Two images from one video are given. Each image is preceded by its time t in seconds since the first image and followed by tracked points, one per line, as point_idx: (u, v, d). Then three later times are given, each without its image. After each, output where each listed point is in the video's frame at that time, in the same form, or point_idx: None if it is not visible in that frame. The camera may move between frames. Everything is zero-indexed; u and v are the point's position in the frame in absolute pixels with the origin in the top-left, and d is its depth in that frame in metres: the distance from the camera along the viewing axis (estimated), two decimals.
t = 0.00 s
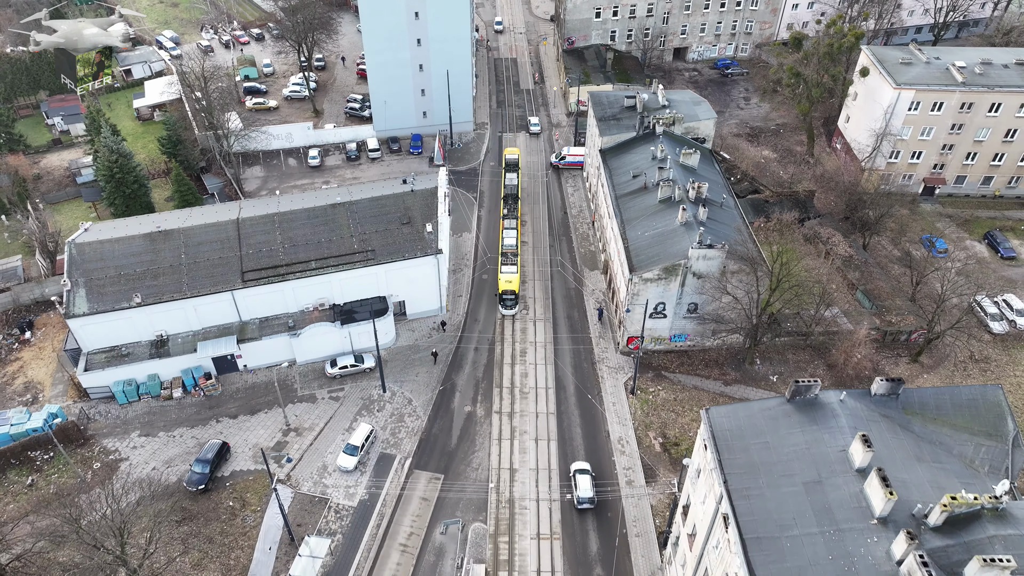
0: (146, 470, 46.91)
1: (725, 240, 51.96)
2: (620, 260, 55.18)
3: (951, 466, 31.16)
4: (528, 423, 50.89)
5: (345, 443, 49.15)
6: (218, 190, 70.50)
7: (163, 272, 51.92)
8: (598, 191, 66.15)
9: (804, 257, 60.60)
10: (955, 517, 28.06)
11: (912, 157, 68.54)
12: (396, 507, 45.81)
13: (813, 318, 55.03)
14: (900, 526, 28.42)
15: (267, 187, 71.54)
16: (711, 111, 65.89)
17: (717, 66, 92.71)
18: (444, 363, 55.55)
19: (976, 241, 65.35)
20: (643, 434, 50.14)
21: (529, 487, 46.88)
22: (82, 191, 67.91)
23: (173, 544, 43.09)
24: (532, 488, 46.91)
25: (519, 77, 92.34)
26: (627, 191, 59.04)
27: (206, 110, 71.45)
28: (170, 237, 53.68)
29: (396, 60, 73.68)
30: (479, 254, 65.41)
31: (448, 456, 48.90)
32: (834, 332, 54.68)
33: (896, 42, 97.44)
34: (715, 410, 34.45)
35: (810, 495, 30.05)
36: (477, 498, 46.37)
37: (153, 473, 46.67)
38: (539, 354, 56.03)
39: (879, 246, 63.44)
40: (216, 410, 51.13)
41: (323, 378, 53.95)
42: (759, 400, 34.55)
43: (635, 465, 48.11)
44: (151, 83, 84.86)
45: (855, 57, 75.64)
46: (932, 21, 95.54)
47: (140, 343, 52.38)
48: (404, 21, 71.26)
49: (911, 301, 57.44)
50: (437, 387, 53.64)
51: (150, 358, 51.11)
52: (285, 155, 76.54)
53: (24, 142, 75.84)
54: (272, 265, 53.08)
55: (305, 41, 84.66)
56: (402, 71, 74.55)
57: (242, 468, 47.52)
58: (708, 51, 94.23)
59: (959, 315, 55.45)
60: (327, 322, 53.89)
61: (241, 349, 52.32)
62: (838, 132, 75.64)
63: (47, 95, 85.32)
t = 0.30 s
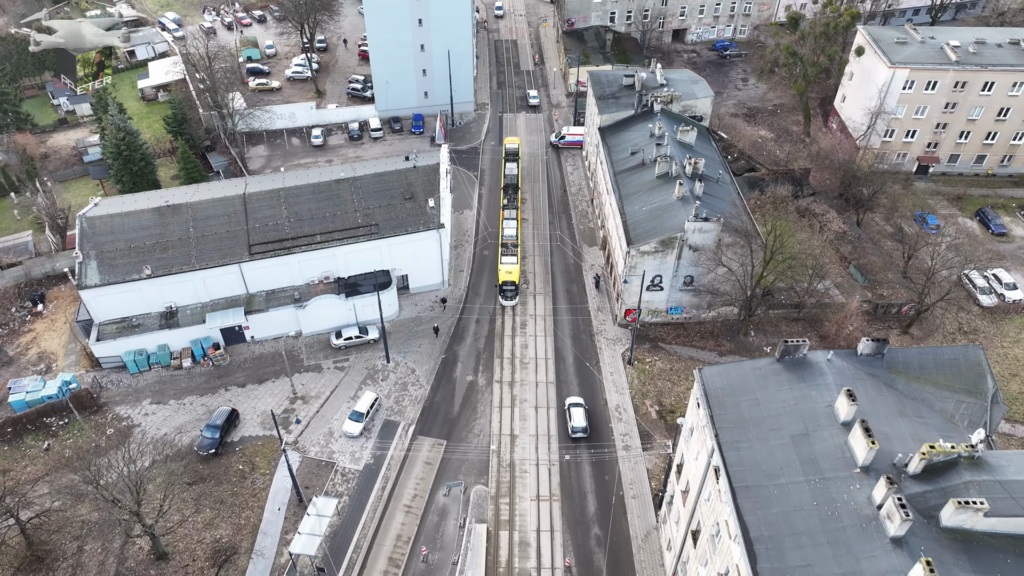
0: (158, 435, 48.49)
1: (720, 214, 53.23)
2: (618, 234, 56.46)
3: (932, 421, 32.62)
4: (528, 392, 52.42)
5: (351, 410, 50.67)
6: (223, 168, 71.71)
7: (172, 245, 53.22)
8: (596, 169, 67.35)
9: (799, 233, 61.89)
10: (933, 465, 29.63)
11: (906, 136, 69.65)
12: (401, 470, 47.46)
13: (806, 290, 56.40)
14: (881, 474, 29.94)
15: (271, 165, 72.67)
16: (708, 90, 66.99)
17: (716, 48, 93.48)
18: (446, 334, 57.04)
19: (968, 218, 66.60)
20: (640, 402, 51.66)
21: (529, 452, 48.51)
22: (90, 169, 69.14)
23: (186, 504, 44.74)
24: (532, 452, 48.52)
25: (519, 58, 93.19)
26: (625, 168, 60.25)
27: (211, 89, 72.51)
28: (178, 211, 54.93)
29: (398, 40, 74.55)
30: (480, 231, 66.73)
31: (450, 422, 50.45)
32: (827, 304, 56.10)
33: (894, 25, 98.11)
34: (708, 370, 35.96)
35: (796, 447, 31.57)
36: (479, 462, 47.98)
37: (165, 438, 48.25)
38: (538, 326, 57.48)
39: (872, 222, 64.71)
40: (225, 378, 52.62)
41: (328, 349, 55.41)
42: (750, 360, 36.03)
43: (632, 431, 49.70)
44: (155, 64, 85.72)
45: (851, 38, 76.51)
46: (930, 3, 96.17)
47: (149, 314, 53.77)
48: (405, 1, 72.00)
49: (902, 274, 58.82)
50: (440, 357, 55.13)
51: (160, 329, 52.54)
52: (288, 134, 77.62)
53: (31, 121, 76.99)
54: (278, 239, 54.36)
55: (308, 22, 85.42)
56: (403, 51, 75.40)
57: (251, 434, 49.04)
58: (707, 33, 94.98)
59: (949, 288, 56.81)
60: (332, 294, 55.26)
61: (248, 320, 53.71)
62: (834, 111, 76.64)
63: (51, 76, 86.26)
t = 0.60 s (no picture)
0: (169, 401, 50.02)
1: (716, 188, 54.46)
2: (616, 209, 57.72)
3: (915, 378, 34.07)
4: (527, 362, 53.89)
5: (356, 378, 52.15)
6: (228, 146, 72.83)
7: (180, 218, 54.47)
8: (595, 147, 68.48)
9: (793, 208, 63.14)
10: (914, 417, 31.14)
11: (901, 115, 70.70)
12: (405, 435, 49.02)
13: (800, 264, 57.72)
14: (864, 426, 31.44)
15: (275, 144, 73.73)
16: (706, 68, 68.02)
17: (714, 29, 94.17)
18: (448, 307, 58.45)
19: (961, 195, 67.81)
20: (637, 371, 53.14)
21: (528, 418, 50.07)
22: (97, 147, 70.32)
23: (197, 466, 46.28)
24: (532, 418, 50.05)
25: (519, 39, 93.94)
26: (623, 144, 61.39)
27: (215, 68, 73.40)
28: (186, 185, 56.11)
29: (399, 20, 75.36)
30: (481, 207, 67.96)
31: (453, 390, 52.00)
32: (820, 278, 57.46)
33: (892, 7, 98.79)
34: (701, 332, 37.36)
35: (785, 402, 33.04)
36: (480, 428, 49.55)
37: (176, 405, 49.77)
38: (538, 299, 58.87)
39: (866, 199, 65.94)
40: (233, 348, 54.04)
41: (333, 320, 56.82)
42: (741, 322, 37.47)
43: (628, 399, 51.22)
44: (159, 44, 86.46)
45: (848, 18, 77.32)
46: None
47: (159, 286, 55.11)
48: None
49: (894, 249, 60.15)
50: (442, 329, 56.59)
51: (169, 300, 53.90)
52: (291, 113, 78.63)
53: (38, 100, 78.20)
54: (284, 212, 55.65)
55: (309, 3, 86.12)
56: (405, 31, 76.23)
57: (259, 401, 50.52)
58: (706, 14, 95.62)
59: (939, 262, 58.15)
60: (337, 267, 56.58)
61: (255, 292, 55.04)
62: (830, 91, 77.59)
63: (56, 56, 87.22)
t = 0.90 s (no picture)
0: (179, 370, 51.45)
1: (712, 163, 55.59)
2: (615, 184, 58.91)
3: (902, 338, 35.39)
4: (528, 333, 55.28)
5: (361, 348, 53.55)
6: (233, 125, 73.85)
7: (188, 193, 55.66)
8: (595, 125, 69.47)
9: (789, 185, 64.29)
10: (899, 373, 32.57)
11: (896, 94, 71.70)
12: (409, 402, 50.47)
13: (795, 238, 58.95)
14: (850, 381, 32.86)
15: (279, 123, 74.70)
16: (704, 47, 68.90)
17: (714, 11, 94.77)
18: (450, 281, 59.76)
19: (954, 172, 68.92)
20: (635, 341, 54.54)
21: (529, 386, 51.50)
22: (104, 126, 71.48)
23: (209, 431, 47.74)
24: (532, 386, 51.50)
25: (520, 21, 94.58)
26: (622, 121, 62.44)
27: (219, 48, 74.20)
28: (193, 161, 57.19)
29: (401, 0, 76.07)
30: (483, 185, 69.10)
31: (455, 359, 53.44)
32: (814, 251, 58.71)
33: None
34: (697, 296, 38.68)
35: (776, 360, 34.43)
36: (482, 395, 51.01)
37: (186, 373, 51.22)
38: (539, 273, 60.16)
39: (861, 176, 67.05)
40: (241, 320, 55.38)
41: (338, 293, 58.15)
42: (735, 287, 38.80)
43: (627, 368, 52.61)
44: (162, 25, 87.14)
45: None
46: None
47: (168, 260, 56.41)
48: None
49: (887, 224, 61.38)
50: (444, 302, 57.91)
51: (179, 273, 55.18)
52: (294, 93, 79.55)
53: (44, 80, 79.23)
54: (290, 187, 56.86)
55: None
56: (406, 11, 76.96)
57: (267, 369, 51.92)
58: None
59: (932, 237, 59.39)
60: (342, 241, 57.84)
61: (262, 265, 56.35)
62: (827, 71, 78.44)
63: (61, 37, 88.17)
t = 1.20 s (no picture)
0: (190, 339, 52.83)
1: (710, 138, 56.61)
2: (615, 160, 59.98)
3: (891, 300, 36.60)
4: (530, 305, 56.56)
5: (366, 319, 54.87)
6: (237, 104, 74.83)
7: (196, 167, 56.79)
8: (595, 103, 70.43)
9: (786, 162, 65.37)
10: (886, 332, 33.84)
11: (893, 73, 72.59)
12: (413, 370, 51.86)
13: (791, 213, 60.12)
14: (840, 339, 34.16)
15: (283, 102, 75.68)
16: (703, 26, 69.76)
17: None
18: (453, 255, 61.03)
19: (949, 151, 69.94)
20: (634, 313, 55.83)
21: (531, 356, 52.85)
22: (111, 104, 72.95)
23: (219, 397, 49.13)
24: (534, 356, 52.87)
25: (520, 3, 95.27)
26: (622, 98, 63.44)
27: (223, 28, 75.04)
28: (201, 136, 58.25)
29: None
30: (484, 162, 70.21)
31: (458, 330, 54.81)
32: (810, 226, 59.88)
33: None
34: (693, 262, 39.96)
35: (768, 320, 35.76)
36: (485, 364, 52.41)
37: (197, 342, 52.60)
38: (540, 248, 61.37)
39: (857, 154, 68.12)
40: (248, 292, 56.64)
41: (343, 267, 59.40)
42: (730, 253, 40.06)
43: (626, 339, 53.93)
44: (166, 6, 87.94)
45: None
46: None
47: (177, 233, 57.65)
48: None
49: (882, 200, 62.50)
50: (447, 275, 59.21)
51: (187, 246, 56.42)
52: (298, 73, 80.44)
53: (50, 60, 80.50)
54: (296, 162, 58.02)
55: None
56: None
57: (274, 339, 53.26)
58: None
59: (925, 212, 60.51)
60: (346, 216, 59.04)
61: (269, 239, 57.58)
62: (825, 51, 79.28)
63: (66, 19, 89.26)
